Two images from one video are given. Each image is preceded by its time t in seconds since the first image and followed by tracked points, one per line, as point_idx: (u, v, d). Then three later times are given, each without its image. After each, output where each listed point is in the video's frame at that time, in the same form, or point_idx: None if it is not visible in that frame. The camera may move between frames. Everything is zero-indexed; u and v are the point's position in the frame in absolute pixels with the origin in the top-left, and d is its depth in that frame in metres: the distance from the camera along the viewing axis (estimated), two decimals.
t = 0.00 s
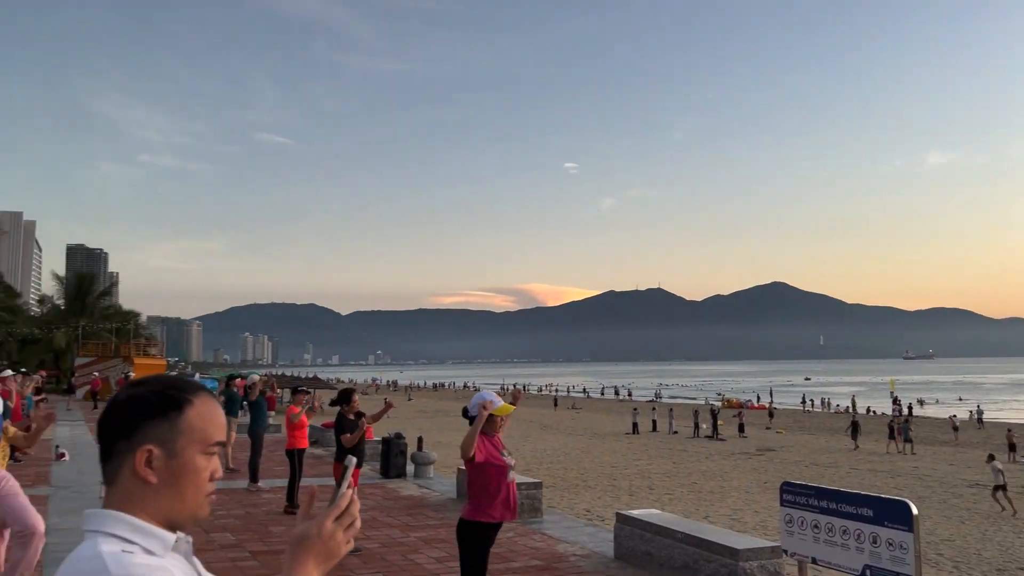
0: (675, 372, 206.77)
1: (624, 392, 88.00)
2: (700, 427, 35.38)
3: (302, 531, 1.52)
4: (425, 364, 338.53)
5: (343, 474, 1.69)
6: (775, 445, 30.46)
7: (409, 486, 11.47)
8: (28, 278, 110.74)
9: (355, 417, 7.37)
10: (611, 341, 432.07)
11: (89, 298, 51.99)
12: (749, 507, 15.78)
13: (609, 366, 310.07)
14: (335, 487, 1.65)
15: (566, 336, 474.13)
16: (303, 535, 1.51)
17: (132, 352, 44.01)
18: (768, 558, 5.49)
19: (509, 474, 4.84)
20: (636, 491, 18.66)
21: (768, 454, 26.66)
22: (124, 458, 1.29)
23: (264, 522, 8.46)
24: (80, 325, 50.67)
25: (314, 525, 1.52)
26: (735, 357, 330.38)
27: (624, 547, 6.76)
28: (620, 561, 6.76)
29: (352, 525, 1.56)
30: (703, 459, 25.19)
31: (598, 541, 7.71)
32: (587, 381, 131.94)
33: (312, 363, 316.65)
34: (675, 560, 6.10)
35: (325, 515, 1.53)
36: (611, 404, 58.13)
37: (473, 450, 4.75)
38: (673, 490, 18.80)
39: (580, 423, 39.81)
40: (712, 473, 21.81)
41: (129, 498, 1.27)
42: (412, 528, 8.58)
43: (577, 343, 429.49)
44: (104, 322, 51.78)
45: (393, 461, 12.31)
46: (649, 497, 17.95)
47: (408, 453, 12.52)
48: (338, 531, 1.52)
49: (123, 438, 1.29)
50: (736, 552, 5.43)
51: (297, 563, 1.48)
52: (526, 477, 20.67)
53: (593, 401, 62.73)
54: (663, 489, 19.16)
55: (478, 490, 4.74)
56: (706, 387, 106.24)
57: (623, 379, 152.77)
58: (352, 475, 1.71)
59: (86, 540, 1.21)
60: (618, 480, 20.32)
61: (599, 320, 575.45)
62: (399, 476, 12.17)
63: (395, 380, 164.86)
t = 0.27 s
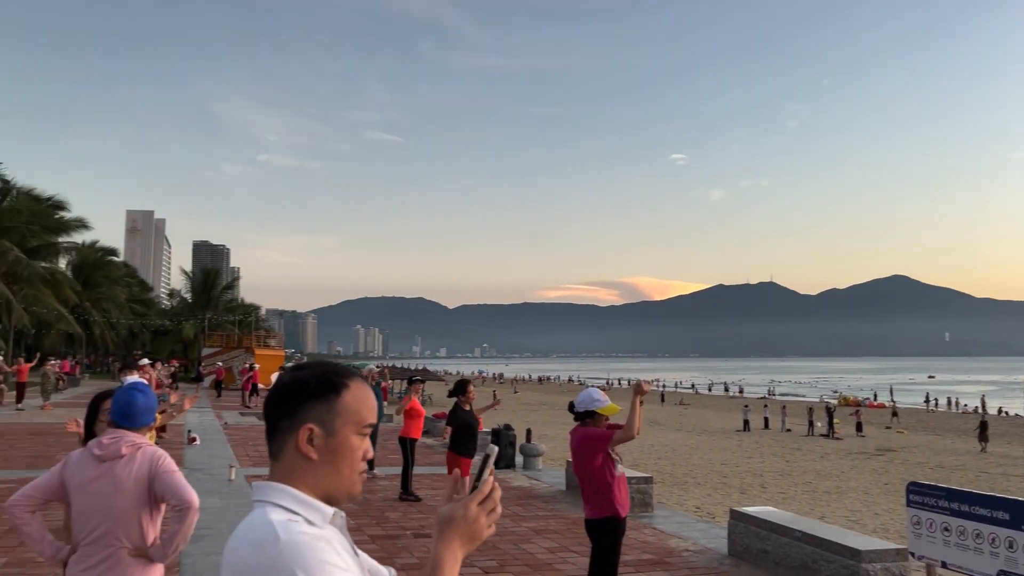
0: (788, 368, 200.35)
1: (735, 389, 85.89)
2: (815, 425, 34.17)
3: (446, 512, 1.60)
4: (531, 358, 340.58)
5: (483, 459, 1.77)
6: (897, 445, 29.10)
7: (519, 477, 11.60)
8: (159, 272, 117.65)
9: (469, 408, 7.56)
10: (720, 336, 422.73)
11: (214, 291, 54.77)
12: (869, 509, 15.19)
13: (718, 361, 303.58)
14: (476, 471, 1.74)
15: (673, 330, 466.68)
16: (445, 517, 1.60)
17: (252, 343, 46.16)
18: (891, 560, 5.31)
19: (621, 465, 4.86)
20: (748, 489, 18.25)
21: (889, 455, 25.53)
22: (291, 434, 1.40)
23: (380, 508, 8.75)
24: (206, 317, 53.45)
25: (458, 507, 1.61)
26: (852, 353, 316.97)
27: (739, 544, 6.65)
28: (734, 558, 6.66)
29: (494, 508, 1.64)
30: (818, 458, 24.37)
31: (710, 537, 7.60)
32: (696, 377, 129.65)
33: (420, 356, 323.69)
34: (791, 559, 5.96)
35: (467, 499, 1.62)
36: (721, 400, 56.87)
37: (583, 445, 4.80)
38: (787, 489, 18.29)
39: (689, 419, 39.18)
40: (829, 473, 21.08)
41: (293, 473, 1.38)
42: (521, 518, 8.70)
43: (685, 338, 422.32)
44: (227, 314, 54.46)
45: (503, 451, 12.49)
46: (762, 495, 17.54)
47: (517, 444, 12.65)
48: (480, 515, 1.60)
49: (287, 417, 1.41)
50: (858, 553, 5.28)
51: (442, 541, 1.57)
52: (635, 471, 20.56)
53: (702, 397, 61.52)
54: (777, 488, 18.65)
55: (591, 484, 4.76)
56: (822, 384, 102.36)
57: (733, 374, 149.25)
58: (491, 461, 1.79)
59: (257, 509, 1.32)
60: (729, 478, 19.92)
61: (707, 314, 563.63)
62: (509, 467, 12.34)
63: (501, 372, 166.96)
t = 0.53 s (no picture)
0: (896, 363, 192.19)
1: (839, 384, 82.93)
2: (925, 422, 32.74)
3: (574, 500, 1.64)
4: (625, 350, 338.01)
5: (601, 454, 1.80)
6: (1015, 445, 27.55)
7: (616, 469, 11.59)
8: (265, 265, 122.22)
9: (567, 399, 7.58)
10: (822, 329, 409.04)
11: (316, 282, 56.56)
12: (986, 512, 14.46)
13: (820, 355, 293.89)
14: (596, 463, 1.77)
15: (773, 323, 454.30)
16: (574, 508, 1.63)
17: (353, 333, 47.47)
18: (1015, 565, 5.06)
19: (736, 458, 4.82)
20: (853, 486, 17.68)
21: (1006, 455, 24.19)
22: (425, 416, 1.46)
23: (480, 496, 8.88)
24: (309, 308, 55.30)
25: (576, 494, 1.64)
26: (966, 349, 301.36)
27: (848, 543, 6.45)
28: (844, 557, 6.46)
29: (619, 501, 1.67)
30: (929, 457, 23.32)
31: (816, 535, 7.39)
32: (797, 371, 125.98)
33: (515, 347, 325.78)
34: (905, 560, 5.75)
35: (592, 490, 1.65)
36: (824, 395, 55.03)
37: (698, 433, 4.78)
38: (896, 488, 17.59)
39: (790, 414, 38.11)
40: (941, 473, 20.14)
41: (426, 453, 1.43)
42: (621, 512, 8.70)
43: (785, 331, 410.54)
44: (328, 305, 56.19)
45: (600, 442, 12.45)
46: (869, 494, 16.92)
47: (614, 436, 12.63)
48: (609, 506, 1.63)
49: (419, 399, 1.47)
50: (979, 556, 5.05)
51: (568, 530, 1.61)
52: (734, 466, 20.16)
53: (805, 392, 59.67)
54: (885, 487, 17.94)
55: (705, 476, 4.75)
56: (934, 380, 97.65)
57: (836, 369, 144.22)
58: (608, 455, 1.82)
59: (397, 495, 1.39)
60: (833, 475, 19.29)
61: (808, 306, 546.12)
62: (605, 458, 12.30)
63: (596, 364, 166.54)
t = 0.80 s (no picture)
0: (996, 356, 183.72)
1: (934, 378, 79.72)
2: None
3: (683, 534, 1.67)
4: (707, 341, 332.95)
5: (729, 497, 1.79)
6: None
7: (702, 460, 11.45)
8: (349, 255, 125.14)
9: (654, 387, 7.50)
10: (915, 320, 393.91)
11: (398, 272, 57.55)
12: None
13: (912, 347, 283.18)
14: (722, 505, 1.76)
15: (862, 314, 439.88)
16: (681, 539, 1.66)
17: (434, 322, 48.20)
18: None
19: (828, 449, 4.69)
20: (950, 483, 17.02)
21: None
22: (547, 396, 1.54)
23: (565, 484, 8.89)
24: (392, 297, 56.33)
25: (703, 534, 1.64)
26: None
27: (949, 540, 6.22)
28: (945, 554, 6.24)
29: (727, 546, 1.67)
30: None
31: (914, 531, 7.15)
32: (888, 363, 121.85)
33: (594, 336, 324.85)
34: (1012, 559, 5.51)
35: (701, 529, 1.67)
36: (918, 389, 53.03)
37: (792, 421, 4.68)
38: (996, 486, 16.85)
39: (881, 407, 36.90)
40: None
41: (544, 431, 1.52)
42: (709, 504, 8.58)
43: (874, 322, 396.98)
44: (410, 294, 57.16)
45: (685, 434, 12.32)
46: (968, 491, 16.26)
47: (699, 427, 12.47)
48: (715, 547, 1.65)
49: (540, 380, 1.55)
50: None
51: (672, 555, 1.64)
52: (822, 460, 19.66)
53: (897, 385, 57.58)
54: (984, 485, 17.20)
55: (796, 465, 4.64)
56: None
57: (930, 361, 138.77)
58: (738, 502, 1.80)
59: (515, 464, 1.43)
60: (928, 471, 18.61)
61: (901, 296, 526.15)
62: (690, 449, 12.16)
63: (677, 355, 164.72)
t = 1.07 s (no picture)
0: None
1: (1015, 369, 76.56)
2: None
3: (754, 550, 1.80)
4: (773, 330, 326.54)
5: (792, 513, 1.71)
6: None
7: (773, 450, 11.28)
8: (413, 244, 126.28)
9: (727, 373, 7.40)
10: (994, 309, 379.17)
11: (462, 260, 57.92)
12: None
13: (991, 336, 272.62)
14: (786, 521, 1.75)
15: (937, 302, 425.26)
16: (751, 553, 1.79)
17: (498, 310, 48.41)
18: None
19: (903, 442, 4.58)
20: None
21: None
22: (654, 382, 1.63)
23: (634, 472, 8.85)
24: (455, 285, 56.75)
25: (790, 541, 1.75)
26: None
27: None
28: None
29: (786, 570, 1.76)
30: None
31: (999, 526, 6.92)
32: (965, 353, 117.54)
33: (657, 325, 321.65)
34: None
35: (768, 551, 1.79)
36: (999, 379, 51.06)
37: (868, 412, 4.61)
38: None
39: (958, 399, 35.66)
40: None
41: (655, 417, 1.61)
42: (781, 493, 8.46)
43: (950, 311, 383.48)
44: (473, 283, 57.50)
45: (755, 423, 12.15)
46: None
47: (769, 416, 12.29)
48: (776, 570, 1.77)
49: (646, 365, 1.63)
50: None
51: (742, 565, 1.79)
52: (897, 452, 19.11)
53: (975, 375, 55.52)
54: None
55: (869, 457, 4.56)
56: None
57: (1010, 352, 133.37)
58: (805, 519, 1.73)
59: (627, 447, 1.58)
60: (1009, 465, 17.93)
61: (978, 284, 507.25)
62: (760, 439, 11.98)
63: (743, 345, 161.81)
